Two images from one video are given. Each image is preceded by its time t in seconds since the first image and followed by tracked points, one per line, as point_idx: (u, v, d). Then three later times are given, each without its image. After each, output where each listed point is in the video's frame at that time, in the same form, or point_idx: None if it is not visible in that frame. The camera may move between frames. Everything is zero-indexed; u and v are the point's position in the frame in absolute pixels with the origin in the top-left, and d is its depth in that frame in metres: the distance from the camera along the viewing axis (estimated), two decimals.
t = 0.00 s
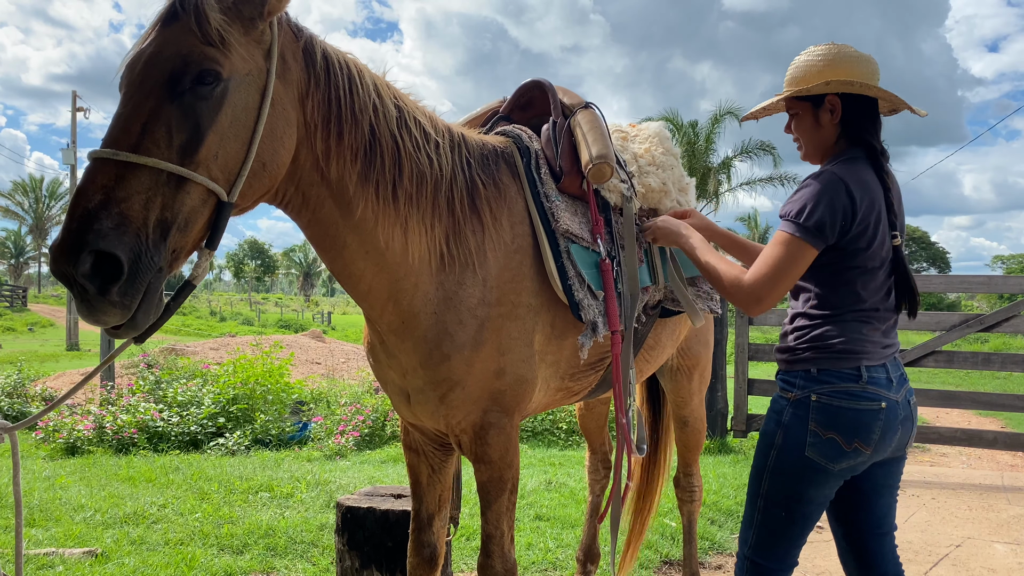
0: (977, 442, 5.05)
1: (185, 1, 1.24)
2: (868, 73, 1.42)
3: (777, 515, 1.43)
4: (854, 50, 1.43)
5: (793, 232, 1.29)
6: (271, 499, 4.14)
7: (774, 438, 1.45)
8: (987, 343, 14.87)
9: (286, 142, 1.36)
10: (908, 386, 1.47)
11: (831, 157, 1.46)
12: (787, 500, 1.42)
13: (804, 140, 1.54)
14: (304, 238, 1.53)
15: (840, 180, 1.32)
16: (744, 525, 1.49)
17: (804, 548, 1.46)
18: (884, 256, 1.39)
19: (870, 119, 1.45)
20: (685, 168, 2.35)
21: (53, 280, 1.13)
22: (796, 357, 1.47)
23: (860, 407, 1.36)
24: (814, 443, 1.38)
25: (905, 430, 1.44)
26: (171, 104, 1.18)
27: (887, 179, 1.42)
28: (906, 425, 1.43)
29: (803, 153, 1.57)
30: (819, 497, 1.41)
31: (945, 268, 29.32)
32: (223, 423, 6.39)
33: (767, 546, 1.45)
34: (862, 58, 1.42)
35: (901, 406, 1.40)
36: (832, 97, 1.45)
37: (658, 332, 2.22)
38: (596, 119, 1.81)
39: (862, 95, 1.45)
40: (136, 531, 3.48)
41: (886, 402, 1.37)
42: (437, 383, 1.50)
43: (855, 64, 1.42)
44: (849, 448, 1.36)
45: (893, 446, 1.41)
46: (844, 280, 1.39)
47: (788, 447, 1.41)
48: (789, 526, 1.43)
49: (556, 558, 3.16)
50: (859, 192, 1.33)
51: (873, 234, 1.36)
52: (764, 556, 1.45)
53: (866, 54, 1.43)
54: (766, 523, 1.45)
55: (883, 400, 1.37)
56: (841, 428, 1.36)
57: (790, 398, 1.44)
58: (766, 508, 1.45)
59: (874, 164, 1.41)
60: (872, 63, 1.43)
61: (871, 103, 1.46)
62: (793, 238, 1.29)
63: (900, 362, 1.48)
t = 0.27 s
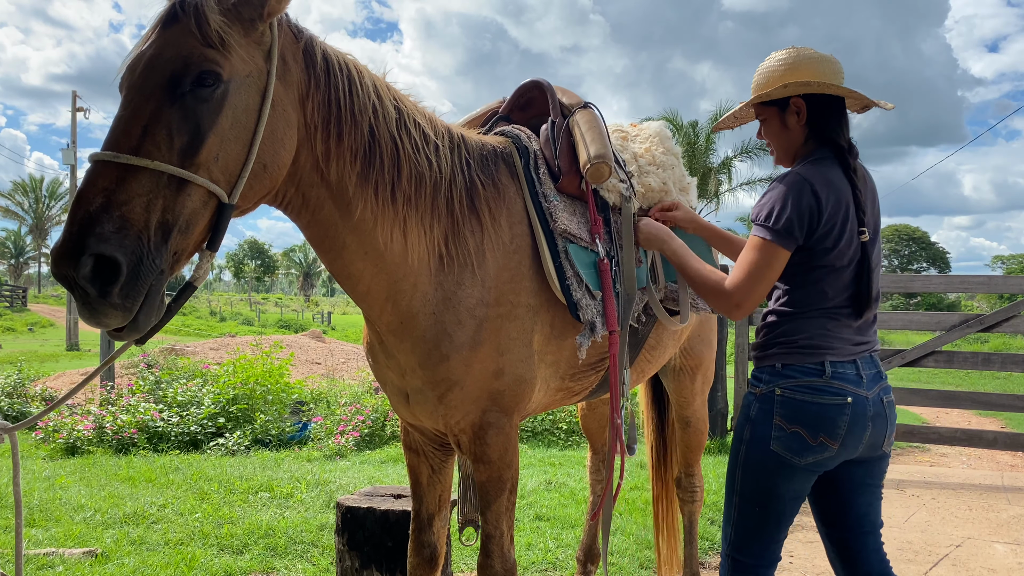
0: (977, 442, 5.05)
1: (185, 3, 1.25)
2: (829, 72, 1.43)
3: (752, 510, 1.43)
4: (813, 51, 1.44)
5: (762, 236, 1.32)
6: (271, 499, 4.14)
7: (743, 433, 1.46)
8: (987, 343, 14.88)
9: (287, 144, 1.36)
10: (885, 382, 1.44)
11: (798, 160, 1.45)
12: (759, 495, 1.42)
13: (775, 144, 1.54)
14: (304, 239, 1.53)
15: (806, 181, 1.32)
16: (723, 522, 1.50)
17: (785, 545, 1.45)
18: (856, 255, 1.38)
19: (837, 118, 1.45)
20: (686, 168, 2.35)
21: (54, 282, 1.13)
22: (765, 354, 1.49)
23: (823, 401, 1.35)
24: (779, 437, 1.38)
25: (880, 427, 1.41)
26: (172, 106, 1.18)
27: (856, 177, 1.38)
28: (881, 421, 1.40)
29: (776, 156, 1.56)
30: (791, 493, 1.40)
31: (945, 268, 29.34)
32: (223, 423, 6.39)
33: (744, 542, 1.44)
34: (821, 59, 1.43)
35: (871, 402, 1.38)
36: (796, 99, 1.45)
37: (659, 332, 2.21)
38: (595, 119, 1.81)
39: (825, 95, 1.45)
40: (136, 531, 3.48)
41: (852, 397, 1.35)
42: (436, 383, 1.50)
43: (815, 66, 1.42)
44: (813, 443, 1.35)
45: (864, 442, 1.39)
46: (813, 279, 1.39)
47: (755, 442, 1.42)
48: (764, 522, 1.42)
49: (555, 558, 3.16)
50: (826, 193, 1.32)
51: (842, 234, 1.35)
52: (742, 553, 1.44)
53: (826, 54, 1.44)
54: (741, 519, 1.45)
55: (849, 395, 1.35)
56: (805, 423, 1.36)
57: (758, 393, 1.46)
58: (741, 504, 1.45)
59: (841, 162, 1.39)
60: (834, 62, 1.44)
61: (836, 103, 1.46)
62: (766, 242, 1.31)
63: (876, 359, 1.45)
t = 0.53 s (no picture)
0: (977, 442, 5.05)
1: (187, 3, 1.25)
2: (821, 74, 1.43)
3: (743, 511, 1.43)
4: (804, 53, 1.44)
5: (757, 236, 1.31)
6: (271, 499, 4.14)
7: (734, 434, 1.46)
8: (987, 344, 14.89)
9: (288, 144, 1.36)
10: (877, 383, 1.43)
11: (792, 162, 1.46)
12: (750, 496, 1.42)
13: (769, 147, 1.54)
14: (304, 239, 1.53)
15: (802, 182, 1.32)
16: (715, 522, 1.50)
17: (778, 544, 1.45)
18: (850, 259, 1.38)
19: (831, 119, 1.45)
20: (684, 168, 2.35)
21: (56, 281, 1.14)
22: (756, 354, 1.48)
23: (813, 403, 1.35)
24: (768, 438, 1.38)
25: (871, 429, 1.40)
26: (174, 106, 1.18)
27: (851, 178, 1.38)
28: (872, 423, 1.40)
29: (770, 159, 1.57)
30: (782, 493, 1.40)
31: (945, 268, 29.36)
32: (223, 423, 6.39)
33: (736, 543, 1.44)
34: (812, 61, 1.43)
35: (862, 403, 1.38)
36: (789, 103, 1.46)
37: (658, 332, 2.22)
38: (591, 118, 1.80)
39: (818, 96, 1.45)
40: (136, 531, 3.48)
41: (842, 398, 1.35)
42: (436, 382, 1.50)
43: (808, 69, 1.43)
44: (803, 444, 1.35)
45: (854, 443, 1.39)
46: (805, 281, 1.40)
47: (745, 442, 1.43)
48: (755, 522, 1.42)
49: (556, 558, 3.16)
50: (822, 194, 1.32)
51: (836, 237, 1.34)
52: (735, 553, 1.44)
53: (818, 56, 1.44)
54: (733, 519, 1.45)
55: (839, 396, 1.35)
56: (795, 423, 1.36)
57: (748, 394, 1.46)
58: (732, 504, 1.45)
59: (836, 164, 1.39)
60: (826, 64, 1.44)
61: (831, 103, 1.46)
62: (761, 243, 1.31)
63: (869, 361, 1.45)
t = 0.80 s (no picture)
0: (977, 442, 5.05)
1: (186, 7, 1.25)
2: (824, 79, 1.43)
3: (737, 510, 1.43)
4: (809, 57, 1.44)
5: (751, 231, 1.32)
6: (271, 499, 4.14)
7: (727, 434, 1.46)
8: (987, 343, 14.89)
9: (288, 146, 1.36)
10: (873, 384, 1.42)
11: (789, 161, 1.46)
12: (743, 496, 1.42)
13: (767, 147, 1.54)
14: (303, 239, 1.53)
15: (796, 178, 1.33)
16: (711, 523, 1.50)
17: (773, 545, 1.44)
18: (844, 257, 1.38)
19: (831, 123, 1.45)
20: (683, 167, 2.35)
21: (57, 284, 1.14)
22: (750, 355, 1.49)
23: (805, 402, 1.34)
24: (760, 437, 1.38)
25: (866, 429, 1.39)
26: (173, 109, 1.18)
27: (848, 180, 1.38)
28: (867, 424, 1.38)
29: (767, 160, 1.57)
30: (775, 493, 1.40)
31: (945, 268, 29.36)
32: (223, 423, 6.39)
33: (730, 542, 1.44)
34: (816, 65, 1.43)
35: (856, 404, 1.36)
36: (790, 104, 1.46)
37: (657, 331, 2.22)
38: (589, 118, 1.80)
39: (820, 100, 1.45)
40: (136, 531, 3.48)
41: (834, 399, 1.34)
42: (434, 383, 1.50)
43: (811, 71, 1.43)
44: (794, 444, 1.34)
45: (848, 444, 1.37)
46: (799, 279, 1.40)
47: (738, 442, 1.43)
48: (749, 522, 1.42)
49: (556, 558, 3.16)
50: (815, 191, 1.33)
51: (829, 234, 1.35)
52: (729, 553, 1.44)
53: (822, 60, 1.44)
54: (727, 519, 1.45)
55: (831, 396, 1.34)
56: (786, 423, 1.35)
57: (742, 394, 1.46)
58: (726, 504, 1.45)
59: (832, 164, 1.39)
60: (829, 69, 1.44)
61: (831, 108, 1.46)
62: (756, 238, 1.31)
63: (865, 361, 1.43)
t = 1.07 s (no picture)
0: (977, 442, 5.05)
1: (187, 8, 1.25)
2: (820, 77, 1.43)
3: (733, 510, 1.43)
4: (803, 56, 1.44)
5: (753, 220, 1.31)
6: (271, 499, 4.14)
7: (722, 432, 1.46)
8: (987, 343, 14.90)
9: (289, 146, 1.36)
10: (862, 381, 1.44)
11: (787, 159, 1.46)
12: (740, 495, 1.41)
13: (764, 148, 1.54)
14: (304, 240, 1.53)
15: (800, 171, 1.33)
16: (707, 523, 1.49)
17: (769, 543, 1.44)
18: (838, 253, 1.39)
19: (827, 124, 1.45)
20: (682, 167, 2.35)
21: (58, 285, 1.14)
22: (744, 352, 1.48)
23: (801, 400, 1.35)
24: (757, 435, 1.38)
25: (856, 426, 1.40)
26: (174, 110, 1.19)
27: (845, 179, 1.41)
28: (857, 420, 1.40)
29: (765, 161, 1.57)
30: (772, 491, 1.40)
31: (945, 268, 29.37)
32: (223, 423, 6.39)
33: (728, 542, 1.44)
34: (811, 64, 1.43)
35: (848, 400, 1.38)
36: (787, 105, 1.45)
37: (656, 331, 2.22)
38: (589, 118, 1.80)
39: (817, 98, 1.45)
40: (136, 531, 3.48)
41: (829, 395, 1.35)
42: (435, 382, 1.50)
43: (808, 72, 1.43)
44: (791, 441, 1.34)
45: (840, 441, 1.39)
46: (795, 274, 1.40)
47: (734, 440, 1.42)
48: (746, 521, 1.42)
49: (556, 558, 3.16)
50: (817, 186, 1.34)
51: (828, 228, 1.36)
52: (726, 553, 1.44)
53: (816, 59, 1.44)
54: (725, 519, 1.45)
55: (826, 393, 1.35)
56: (783, 421, 1.35)
57: (736, 392, 1.45)
58: (723, 503, 1.44)
59: (830, 162, 1.41)
60: (825, 69, 1.45)
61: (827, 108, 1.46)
62: (758, 228, 1.30)
63: (854, 358, 1.45)
